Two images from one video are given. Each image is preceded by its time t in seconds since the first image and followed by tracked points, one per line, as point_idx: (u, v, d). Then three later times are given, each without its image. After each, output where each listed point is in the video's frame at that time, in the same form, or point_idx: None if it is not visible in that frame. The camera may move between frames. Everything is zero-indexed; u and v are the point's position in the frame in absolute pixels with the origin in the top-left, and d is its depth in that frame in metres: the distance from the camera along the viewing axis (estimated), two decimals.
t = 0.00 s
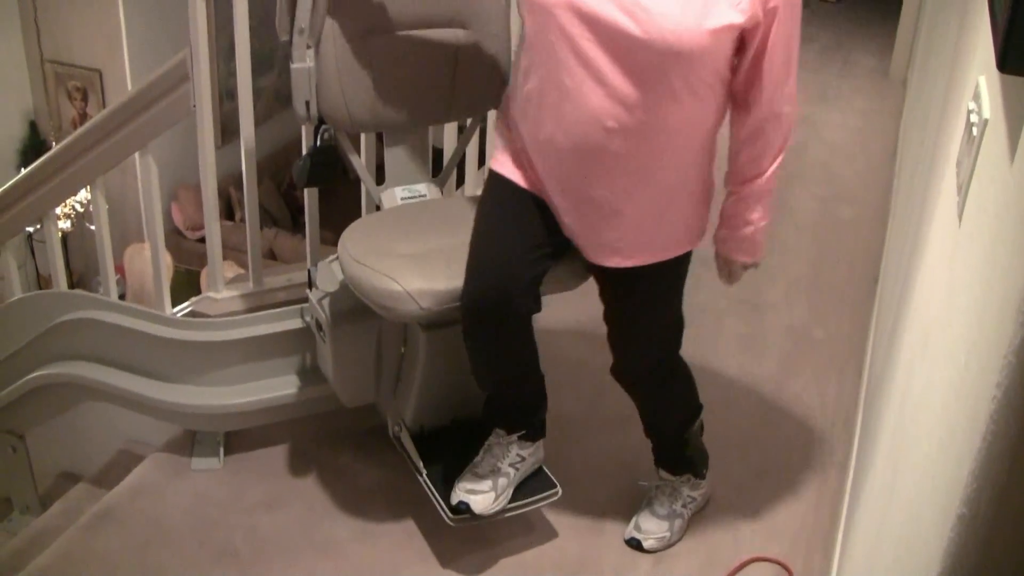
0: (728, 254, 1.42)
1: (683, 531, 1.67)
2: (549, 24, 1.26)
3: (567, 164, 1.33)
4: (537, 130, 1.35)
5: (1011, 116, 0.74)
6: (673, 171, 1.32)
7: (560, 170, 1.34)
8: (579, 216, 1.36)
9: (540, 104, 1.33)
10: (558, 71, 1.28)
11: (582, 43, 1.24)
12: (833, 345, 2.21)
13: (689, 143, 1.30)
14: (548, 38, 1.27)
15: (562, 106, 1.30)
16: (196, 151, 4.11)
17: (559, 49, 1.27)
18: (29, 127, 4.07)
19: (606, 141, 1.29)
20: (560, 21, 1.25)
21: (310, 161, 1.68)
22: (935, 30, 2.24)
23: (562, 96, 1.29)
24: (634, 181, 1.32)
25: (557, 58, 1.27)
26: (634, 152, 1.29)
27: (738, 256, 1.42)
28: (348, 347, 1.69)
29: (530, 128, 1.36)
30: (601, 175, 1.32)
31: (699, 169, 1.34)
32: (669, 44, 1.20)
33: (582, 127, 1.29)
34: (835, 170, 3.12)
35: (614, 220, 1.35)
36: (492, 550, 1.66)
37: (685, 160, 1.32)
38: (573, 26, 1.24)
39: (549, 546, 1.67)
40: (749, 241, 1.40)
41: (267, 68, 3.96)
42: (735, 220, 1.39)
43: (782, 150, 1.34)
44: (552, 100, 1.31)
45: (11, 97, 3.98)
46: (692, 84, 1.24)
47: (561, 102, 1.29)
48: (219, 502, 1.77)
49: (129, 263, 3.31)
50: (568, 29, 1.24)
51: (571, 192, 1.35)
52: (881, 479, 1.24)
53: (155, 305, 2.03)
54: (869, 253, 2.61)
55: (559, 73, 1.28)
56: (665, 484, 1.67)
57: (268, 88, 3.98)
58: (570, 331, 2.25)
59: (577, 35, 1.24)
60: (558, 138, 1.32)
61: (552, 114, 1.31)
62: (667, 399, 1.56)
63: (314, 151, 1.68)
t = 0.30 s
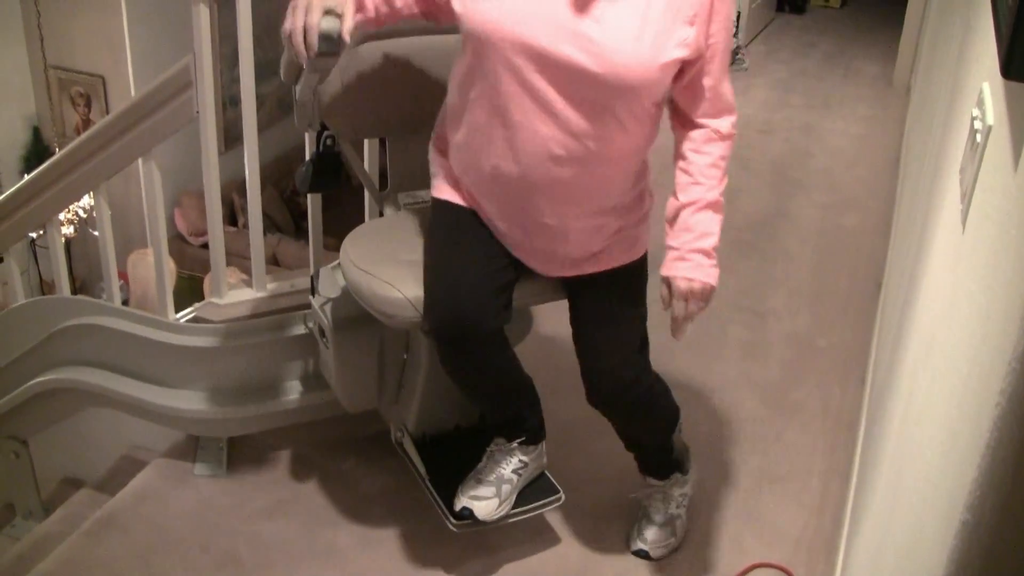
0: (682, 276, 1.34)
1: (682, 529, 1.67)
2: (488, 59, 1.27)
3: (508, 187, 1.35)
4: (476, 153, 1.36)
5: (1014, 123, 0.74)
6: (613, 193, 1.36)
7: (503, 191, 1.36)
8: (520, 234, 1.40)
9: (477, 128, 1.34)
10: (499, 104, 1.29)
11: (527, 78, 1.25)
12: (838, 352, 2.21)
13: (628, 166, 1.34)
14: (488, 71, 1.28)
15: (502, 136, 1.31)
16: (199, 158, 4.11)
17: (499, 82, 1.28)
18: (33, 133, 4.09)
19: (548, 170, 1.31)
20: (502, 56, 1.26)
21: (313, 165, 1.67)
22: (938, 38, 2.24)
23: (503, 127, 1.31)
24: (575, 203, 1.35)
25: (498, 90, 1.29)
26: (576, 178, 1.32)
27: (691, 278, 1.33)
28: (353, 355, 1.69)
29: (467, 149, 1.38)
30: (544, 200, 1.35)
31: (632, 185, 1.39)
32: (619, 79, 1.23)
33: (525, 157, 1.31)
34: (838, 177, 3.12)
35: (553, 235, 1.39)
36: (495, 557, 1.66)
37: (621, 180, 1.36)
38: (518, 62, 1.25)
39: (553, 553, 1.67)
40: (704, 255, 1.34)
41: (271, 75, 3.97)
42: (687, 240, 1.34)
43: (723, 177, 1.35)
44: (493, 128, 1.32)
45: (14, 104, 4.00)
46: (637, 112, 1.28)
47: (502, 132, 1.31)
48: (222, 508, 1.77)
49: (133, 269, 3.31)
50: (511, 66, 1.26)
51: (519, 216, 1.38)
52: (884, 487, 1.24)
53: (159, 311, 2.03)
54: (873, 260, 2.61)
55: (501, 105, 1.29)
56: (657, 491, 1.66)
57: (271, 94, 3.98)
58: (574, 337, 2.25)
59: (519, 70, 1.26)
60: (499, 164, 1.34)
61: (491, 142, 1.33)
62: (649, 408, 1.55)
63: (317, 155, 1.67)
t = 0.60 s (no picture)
0: (677, 183, 1.36)
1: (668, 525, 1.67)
2: (470, 78, 1.42)
3: (505, 199, 1.47)
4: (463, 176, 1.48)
5: (1015, 124, 0.75)
6: (598, 181, 1.50)
7: (499, 205, 1.48)
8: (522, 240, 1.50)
9: (464, 150, 1.47)
10: (486, 118, 1.43)
11: (514, 84, 1.41)
12: (839, 356, 2.21)
13: (606, 154, 1.49)
14: (471, 89, 1.42)
15: (494, 149, 1.44)
16: (201, 160, 4.11)
17: (483, 97, 1.42)
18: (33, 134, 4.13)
19: (542, 170, 1.44)
20: (485, 73, 1.41)
21: (318, 170, 1.65)
22: (940, 40, 2.24)
23: (494, 139, 1.43)
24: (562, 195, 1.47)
25: (484, 106, 1.43)
26: (568, 173, 1.46)
27: (687, 176, 1.36)
28: (356, 358, 1.69)
29: (454, 174, 1.50)
30: (540, 202, 1.46)
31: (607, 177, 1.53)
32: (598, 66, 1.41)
33: (519, 162, 1.44)
34: (839, 179, 3.12)
35: (550, 237, 1.51)
36: (497, 559, 1.66)
37: (598, 168, 1.50)
38: (503, 73, 1.40)
39: (554, 556, 1.67)
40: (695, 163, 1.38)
41: (272, 78, 3.97)
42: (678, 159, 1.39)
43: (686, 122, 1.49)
44: (482, 145, 1.45)
45: (14, 106, 4.03)
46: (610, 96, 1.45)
47: (494, 145, 1.44)
48: (224, 509, 1.77)
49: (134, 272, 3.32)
50: (496, 77, 1.41)
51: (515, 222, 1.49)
52: (886, 488, 1.24)
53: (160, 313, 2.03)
54: (875, 264, 2.61)
55: (488, 118, 1.43)
56: (651, 493, 1.63)
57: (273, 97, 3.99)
58: (575, 339, 2.25)
59: (504, 80, 1.41)
60: (493, 179, 1.45)
61: (481, 159, 1.45)
62: (662, 388, 1.52)
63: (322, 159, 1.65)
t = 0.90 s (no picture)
0: (716, 54, 1.45)
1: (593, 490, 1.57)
2: (471, 75, 1.43)
3: (517, 195, 1.47)
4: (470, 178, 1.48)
5: (1014, 129, 0.75)
6: (602, 163, 1.52)
7: (512, 203, 1.47)
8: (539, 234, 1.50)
9: (470, 151, 1.47)
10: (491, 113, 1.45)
11: (514, 69, 1.44)
12: (839, 358, 2.21)
13: (604, 135, 1.52)
14: (472, 86, 1.44)
15: (503, 143, 1.45)
16: (202, 162, 4.11)
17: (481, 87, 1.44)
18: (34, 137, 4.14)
19: (551, 157, 1.46)
20: (486, 69, 1.43)
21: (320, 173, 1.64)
22: (940, 43, 2.24)
23: (501, 134, 1.45)
24: (569, 179, 1.48)
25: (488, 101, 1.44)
26: (574, 157, 1.48)
27: (721, 44, 1.46)
28: (357, 360, 1.69)
29: (459, 180, 1.49)
30: (554, 192, 1.47)
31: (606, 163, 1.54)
32: (590, 41, 1.47)
33: (529, 151, 1.45)
34: (839, 182, 3.12)
35: (565, 228, 1.51)
36: (498, 562, 1.66)
37: (596, 153, 1.51)
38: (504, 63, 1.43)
39: (554, 558, 1.67)
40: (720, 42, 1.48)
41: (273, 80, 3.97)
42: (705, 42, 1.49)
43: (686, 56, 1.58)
44: (490, 141, 1.45)
45: (14, 107, 4.04)
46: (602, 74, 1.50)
47: (502, 140, 1.45)
48: (224, 512, 1.77)
49: (134, 274, 3.32)
50: (497, 70, 1.43)
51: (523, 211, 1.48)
52: (886, 490, 1.24)
53: (161, 315, 2.03)
54: (875, 266, 2.61)
55: (494, 113, 1.45)
56: (582, 450, 1.54)
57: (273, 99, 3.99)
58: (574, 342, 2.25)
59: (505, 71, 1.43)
60: (505, 176, 1.45)
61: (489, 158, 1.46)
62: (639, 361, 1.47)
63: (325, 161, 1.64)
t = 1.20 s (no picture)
0: None
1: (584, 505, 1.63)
2: (456, 111, 1.40)
3: (518, 220, 1.47)
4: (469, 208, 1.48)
5: (1012, 141, 0.75)
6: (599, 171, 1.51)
7: (513, 226, 1.48)
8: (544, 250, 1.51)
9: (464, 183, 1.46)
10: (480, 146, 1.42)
11: (503, 106, 1.41)
12: (839, 369, 2.21)
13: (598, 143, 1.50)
14: (457, 121, 1.41)
15: (498, 177, 1.44)
16: (202, 174, 4.12)
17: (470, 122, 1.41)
18: (36, 149, 4.15)
19: (544, 183, 1.45)
20: (470, 107, 1.40)
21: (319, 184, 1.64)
22: (938, 55, 2.25)
23: (495, 167, 1.43)
24: (562, 200, 1.47)
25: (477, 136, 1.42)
26: (567, 178, 1.47)
27: None
28: (357, 374, 1.69)
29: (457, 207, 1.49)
30: (549, 214, 1.47)
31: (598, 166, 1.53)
32: (576, 61, 1.42)
33: (521, 183, 1.44)
34: (837, 192, 3.13)
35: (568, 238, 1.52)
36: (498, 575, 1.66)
37: (589, 165, 1.50)
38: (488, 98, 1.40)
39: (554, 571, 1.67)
40: None
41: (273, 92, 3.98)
42: None
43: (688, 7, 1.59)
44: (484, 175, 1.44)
45: (16, 119, 4.04)
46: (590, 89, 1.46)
47: (497, 172, 1.44)
48: (224, 525, 1.77)
49: (135, 286, 3.32)
50: (485, 108, 1.40)
51: (520, 231, 1.49)
52: (887, 502, 1.24)
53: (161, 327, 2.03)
54: (874, 276, 2.61)
55: (482, 148, 1.42)
56: (562, 465, 1.62)
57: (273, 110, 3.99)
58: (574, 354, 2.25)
59: (490, 106, 1.40)
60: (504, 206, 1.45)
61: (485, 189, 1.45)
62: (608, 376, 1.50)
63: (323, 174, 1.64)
